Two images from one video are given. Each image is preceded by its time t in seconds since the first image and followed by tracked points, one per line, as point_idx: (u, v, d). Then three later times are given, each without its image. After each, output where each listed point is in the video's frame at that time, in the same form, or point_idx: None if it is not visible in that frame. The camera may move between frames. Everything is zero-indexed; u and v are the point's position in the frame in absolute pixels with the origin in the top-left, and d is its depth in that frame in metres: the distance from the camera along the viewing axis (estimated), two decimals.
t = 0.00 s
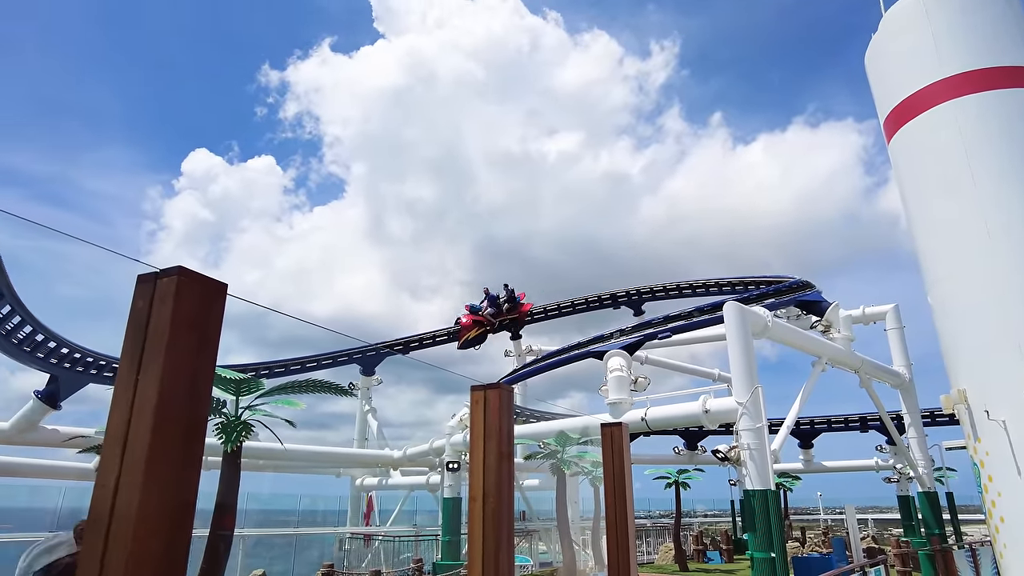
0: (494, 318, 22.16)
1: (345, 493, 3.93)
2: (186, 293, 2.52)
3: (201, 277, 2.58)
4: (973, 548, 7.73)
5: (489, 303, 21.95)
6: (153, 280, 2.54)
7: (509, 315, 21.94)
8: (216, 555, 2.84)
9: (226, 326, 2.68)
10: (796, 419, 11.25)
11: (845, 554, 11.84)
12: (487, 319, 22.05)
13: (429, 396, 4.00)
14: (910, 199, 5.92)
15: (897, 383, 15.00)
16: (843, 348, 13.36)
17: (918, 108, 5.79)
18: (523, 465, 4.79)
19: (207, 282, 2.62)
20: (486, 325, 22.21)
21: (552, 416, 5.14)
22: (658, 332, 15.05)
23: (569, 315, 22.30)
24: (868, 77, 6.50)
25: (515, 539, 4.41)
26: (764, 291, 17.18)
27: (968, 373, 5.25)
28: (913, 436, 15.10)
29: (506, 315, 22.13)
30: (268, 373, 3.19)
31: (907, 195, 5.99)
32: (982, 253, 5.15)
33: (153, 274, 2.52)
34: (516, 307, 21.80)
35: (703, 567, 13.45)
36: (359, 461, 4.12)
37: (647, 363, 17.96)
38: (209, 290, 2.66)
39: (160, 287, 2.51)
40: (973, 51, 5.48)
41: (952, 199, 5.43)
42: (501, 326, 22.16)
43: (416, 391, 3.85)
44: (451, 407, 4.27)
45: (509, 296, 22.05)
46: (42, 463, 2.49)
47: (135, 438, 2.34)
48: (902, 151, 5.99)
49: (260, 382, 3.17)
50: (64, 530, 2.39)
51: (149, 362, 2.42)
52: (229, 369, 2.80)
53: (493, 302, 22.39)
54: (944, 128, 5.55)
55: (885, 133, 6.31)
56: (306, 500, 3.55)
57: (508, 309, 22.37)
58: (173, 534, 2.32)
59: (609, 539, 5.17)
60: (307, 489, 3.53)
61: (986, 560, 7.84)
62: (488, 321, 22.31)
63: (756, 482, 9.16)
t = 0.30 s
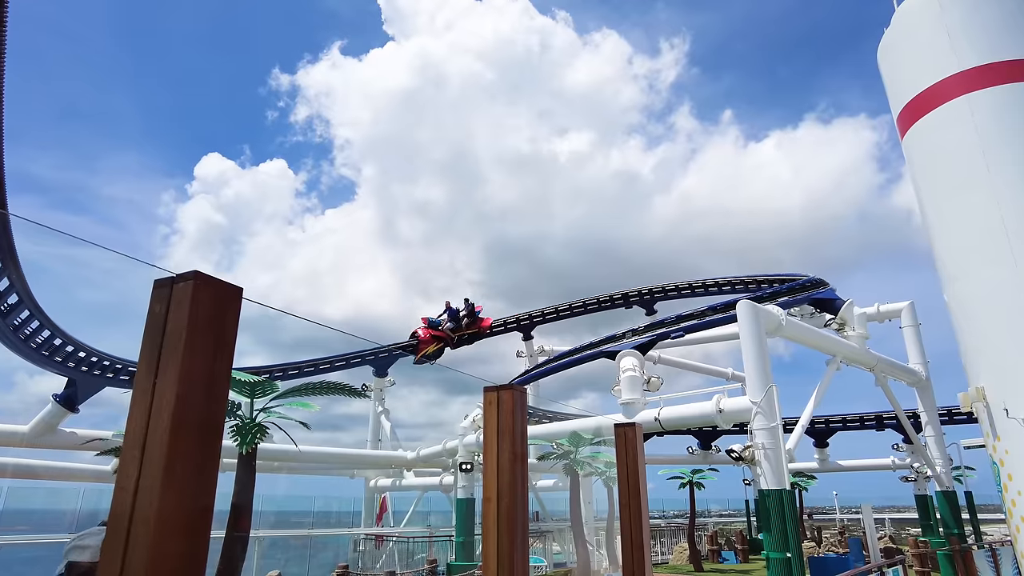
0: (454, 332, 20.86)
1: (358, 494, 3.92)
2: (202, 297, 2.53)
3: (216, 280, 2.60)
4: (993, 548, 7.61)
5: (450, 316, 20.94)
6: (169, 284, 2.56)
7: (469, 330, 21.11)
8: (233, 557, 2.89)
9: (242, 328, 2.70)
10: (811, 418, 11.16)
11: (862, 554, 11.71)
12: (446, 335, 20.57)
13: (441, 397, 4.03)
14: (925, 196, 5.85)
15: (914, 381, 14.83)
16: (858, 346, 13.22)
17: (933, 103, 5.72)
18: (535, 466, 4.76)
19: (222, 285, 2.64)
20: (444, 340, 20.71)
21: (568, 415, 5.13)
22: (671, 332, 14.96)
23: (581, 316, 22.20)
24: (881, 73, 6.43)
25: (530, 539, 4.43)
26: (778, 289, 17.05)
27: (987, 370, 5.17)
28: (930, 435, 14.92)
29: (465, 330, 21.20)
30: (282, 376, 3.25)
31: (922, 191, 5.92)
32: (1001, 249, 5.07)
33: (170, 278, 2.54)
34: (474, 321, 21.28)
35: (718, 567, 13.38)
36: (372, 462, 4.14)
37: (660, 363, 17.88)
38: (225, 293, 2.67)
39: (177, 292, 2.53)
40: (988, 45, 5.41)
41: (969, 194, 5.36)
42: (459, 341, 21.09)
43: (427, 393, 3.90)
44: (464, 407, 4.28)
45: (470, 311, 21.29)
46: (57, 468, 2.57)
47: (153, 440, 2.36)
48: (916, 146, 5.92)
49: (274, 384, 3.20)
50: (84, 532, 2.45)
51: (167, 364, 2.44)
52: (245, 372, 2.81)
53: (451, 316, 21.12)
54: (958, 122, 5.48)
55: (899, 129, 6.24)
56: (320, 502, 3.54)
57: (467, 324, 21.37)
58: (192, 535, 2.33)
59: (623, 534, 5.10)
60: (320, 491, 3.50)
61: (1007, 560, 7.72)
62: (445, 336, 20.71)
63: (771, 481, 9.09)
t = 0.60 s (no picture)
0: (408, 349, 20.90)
1: (373, 495, 3.95)
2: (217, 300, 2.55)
3: (231, 284, 2.62)
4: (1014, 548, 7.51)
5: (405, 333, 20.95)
6: (185, 288, 2.58)
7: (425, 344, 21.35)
8: (249, 557, 2.89)
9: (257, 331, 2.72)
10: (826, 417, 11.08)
11: (880, 554, 11.60)
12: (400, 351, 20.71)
13: (453, 398, 4.05)
14: (941, 192, 5.78)
15: (930, 379, 14.67)
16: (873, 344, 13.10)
17: (947, 98, 5.65)
18: (549, 467, 4.74)
19: (236, 289, 2.66)
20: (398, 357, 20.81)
21: (579, 416, 5.14)
22: (684, 331, 14.91)
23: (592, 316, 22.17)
24: (895, 67, 6.36)
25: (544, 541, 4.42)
26: (791, 287, 16.93)
27: (1006, 368, 5.10)
28: (948, 433, 14.77)
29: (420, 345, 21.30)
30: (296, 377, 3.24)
31: (937, 187, 5.84)
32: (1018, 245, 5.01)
33: (185, 282, 2.56)
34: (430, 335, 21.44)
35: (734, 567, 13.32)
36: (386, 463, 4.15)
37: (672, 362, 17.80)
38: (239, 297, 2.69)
39: (192, 296, 2.55)
40: (1003, 38, 5.34)
41: (986, 189, 5.29)
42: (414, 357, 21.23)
43: (440, 393, 3.93)
44: (477, 408, 4.29)
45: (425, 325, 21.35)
46: (80, 470, 2.58)
47: (171, 442, 2.38)
48: (931, 142, 5.85)
49: (288, 386, 3.22)
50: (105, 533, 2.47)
51: (183, 367, 2.46)
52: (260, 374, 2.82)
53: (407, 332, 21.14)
54: (974, 117, 5.41)
55: (913, 125, 6.16)
56: (334, 503, 3.59)
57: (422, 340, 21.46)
58: (210, 537, 2.35)
59: (637, 535, 5.36)
60: (334, 492, 3.56)
61: None
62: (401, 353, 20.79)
63: (787, 481, 9.03)
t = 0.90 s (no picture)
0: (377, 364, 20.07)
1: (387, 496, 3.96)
2: (232, 304, 2.55)
3: (246, 288, 2.61)
4: None
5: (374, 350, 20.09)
6: (200, 292, 2.58)
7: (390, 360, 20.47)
8: (264, 559, 2.89)
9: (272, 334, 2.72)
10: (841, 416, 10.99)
11: (898, 554, 11.47)
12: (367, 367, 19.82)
13: (465, 399, 4.04)
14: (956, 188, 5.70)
15: (947, 377, 14.52)
16: (888, 342, 12.98)
17: (962, 93, 5.58)
18: (562, 467, 4.72)
19: (251, 292, 2.65)
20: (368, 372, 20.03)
21: (590, 417, 5.10)
22: (697, 330, 14.85)
23: (604, 316, 22.12)
24: (907, 62, 6.31)
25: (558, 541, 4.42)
26: (804, 286, 16.81)
27: None
28: (966, 431, 14.59)
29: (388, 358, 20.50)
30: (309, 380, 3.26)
31: (953, 183, 5.77)
32: None
33: (200, 287, 2.57)
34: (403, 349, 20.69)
35: (749, 567, 13.24)
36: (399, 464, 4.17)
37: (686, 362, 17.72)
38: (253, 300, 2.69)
39: (207, 299, 2.55)
40: (1018, 31, 5.27)
41: (1003, 184, 5.22)
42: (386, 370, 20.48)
43: (452, 394, 3.90)
44: (490, 408, 4.29)
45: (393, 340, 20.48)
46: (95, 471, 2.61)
47: (187, 445, 2.38)
48: (945, 137, 5.78)
49: (302, 389, 3.23)
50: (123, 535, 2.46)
51: (199, 370, 2.45)
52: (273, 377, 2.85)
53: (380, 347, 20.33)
54: (989, 112, 5.34)
55: (928, 120, 6.09)
56: (348, 504, 3.61)
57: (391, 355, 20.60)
58: (227, 539, 2.36)
59: (652, 536, 5.41)
60: (348, 493, 3.59)
61: None
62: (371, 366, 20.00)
63: (802, 481, 8.97)
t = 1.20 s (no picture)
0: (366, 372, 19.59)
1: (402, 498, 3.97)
2: (250, 307, 2.48)
3: (263, 291, 2.55)
4: None
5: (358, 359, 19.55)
6: (217, 296, 2.50)
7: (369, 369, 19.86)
8: (282, 560, 2.90)
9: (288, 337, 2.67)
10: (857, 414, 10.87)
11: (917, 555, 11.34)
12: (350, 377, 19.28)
13: (478, 400, 4.04)
14: (973, 183, 5.61)
15: (966, 374, 14.32)
16: (905, 340, 12.83)
17: (979, 86, 5.49)
18: (577, 468, 4.71)
19: (268, 295, 2.59)
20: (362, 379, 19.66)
21: (603, 417, 5.14)
22: (710, 329, 14.77)
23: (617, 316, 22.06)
24: (922, 56, 6.23)
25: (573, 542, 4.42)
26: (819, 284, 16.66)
27: None
28: (986, 430, 14.38)
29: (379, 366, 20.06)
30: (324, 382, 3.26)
31: (970, 177, 5.66)
32: None
33: (217, 291, 2.49)
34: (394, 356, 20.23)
35: (766, 568, 13.15)
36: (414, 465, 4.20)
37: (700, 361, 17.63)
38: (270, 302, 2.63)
39: (225, 303, 2.48)
40: None
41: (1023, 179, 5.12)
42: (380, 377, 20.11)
43: (466, 395, 3.91)
44: (502, 409, 4.32)
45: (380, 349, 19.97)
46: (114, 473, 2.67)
47: (206, 449, 2.37)
48: (960, 132, 5.68)
49: (318, 391, 3.28)
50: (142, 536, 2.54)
51: (217, 375, 2.41)
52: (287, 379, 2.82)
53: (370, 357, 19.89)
54: (1008, 105, 5.25)
55: (943, 114, 5.99)
56: (364, 507, 3.62)
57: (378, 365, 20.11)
58: (246, 541, 2.36)
59: (667, 537, 5.43)
60: (364, 495, 3.57)
61: None
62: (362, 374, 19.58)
63: (819, 480, 8.89)
